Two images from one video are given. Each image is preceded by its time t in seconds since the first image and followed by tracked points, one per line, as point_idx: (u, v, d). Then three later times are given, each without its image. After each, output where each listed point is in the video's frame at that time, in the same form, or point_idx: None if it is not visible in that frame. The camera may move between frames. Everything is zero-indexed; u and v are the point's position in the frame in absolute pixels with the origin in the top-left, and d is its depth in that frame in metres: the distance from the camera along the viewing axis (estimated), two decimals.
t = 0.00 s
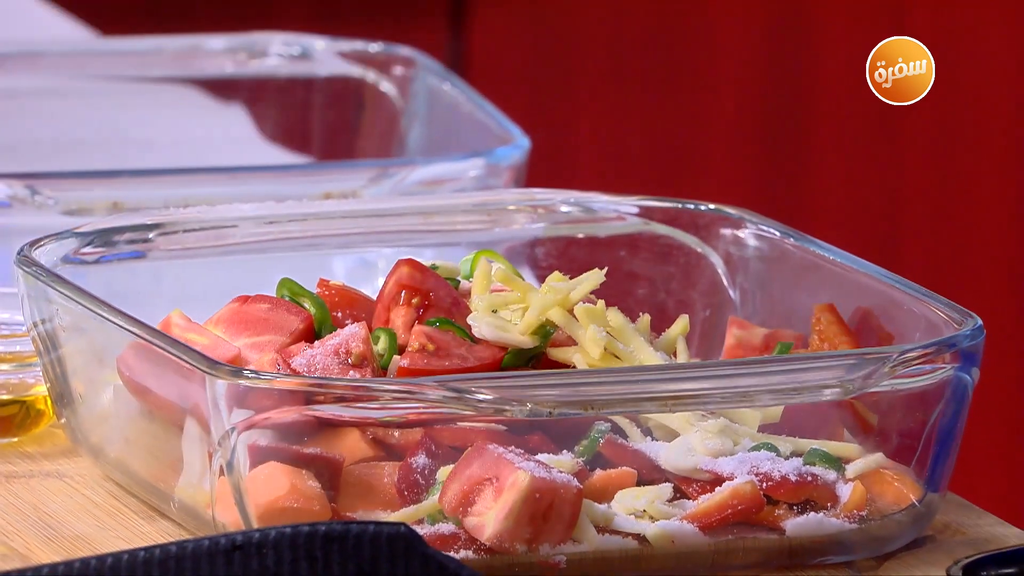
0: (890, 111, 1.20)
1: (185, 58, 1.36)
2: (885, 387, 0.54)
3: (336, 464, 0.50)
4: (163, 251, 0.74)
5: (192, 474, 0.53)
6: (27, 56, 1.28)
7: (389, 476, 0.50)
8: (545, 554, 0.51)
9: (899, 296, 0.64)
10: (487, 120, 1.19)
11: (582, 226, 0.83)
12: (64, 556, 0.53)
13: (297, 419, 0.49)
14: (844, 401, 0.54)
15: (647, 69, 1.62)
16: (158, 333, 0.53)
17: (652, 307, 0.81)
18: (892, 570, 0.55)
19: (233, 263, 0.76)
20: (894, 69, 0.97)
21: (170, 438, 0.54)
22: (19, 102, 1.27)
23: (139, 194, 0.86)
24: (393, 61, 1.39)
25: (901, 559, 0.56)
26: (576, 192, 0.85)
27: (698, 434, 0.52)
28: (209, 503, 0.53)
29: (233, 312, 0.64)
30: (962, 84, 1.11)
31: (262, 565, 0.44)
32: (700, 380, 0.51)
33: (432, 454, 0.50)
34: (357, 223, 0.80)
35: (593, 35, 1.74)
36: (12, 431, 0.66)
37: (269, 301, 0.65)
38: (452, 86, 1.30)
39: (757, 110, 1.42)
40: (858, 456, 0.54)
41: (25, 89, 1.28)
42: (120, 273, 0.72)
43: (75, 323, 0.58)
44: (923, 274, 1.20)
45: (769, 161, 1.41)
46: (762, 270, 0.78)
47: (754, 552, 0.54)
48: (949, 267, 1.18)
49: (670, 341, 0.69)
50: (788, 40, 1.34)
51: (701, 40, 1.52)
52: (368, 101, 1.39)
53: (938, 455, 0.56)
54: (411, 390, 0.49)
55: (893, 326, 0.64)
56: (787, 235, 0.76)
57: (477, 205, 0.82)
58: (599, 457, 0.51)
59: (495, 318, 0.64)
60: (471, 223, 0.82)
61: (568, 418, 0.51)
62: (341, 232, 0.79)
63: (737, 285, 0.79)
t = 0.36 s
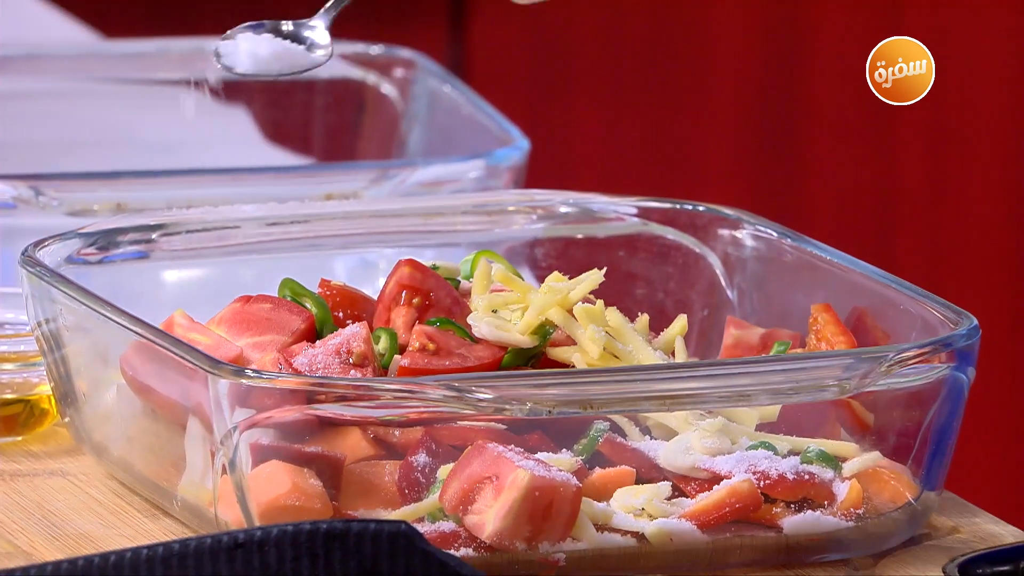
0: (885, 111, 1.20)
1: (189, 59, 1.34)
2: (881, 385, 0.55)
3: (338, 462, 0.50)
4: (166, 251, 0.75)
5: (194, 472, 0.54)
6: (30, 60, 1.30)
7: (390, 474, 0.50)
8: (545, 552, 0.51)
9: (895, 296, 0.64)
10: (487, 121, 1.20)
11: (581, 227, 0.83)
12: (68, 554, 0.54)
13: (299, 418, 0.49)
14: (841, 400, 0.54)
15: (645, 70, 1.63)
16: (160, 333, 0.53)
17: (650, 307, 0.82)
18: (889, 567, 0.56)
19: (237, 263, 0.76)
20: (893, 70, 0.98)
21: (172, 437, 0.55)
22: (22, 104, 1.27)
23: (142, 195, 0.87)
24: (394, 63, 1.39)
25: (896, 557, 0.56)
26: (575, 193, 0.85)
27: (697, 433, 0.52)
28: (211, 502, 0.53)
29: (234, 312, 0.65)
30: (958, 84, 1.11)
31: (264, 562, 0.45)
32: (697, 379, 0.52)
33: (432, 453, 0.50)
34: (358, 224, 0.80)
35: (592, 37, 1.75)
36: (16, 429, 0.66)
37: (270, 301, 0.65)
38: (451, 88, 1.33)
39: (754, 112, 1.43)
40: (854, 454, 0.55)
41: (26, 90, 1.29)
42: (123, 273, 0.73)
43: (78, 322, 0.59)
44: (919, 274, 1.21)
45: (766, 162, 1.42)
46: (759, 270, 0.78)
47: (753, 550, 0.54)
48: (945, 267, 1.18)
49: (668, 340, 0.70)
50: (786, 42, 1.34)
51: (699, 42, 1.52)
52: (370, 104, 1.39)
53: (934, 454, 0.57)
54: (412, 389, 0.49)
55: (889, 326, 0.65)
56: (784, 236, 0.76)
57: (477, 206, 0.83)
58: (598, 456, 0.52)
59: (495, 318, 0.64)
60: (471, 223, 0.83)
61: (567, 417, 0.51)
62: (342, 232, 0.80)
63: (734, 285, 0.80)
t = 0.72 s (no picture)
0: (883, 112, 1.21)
1: (191, 61, 1.42)
2: (877, 385, 0.55)
3: (339, 461, 0.50)
4: (169, 252, 0.75)
5: (196, 471, 0.54)
6: (36, 60, 1.31)
7: (390, 473, 0.51)
8: (544, 550, 0.52)
9: (892, 296, 0.65)
10: (488, 123, 1.21)
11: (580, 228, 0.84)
12: (72, 552, 0.54)
13: (301, 417, 0.50)
14: (838, 400, 0.55)
15: (643, 71, 1.63)
16: (163, 333, 0.54)
17: (649, 307, 0.82)
18: (885, 565, 0.56)
19: (238, 264, 0.77)
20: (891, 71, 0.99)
21: (175, 436, 0.55)
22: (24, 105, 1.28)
23: (145, 196, 0.88)
24: (395, 65, 1.40)
25: (893, 555, 0.57)
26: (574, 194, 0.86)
27: (694, 433, 0.53)
28: (214, 500, 0.54)
29: (236, 312, 0.65)
30: (954, 85, 1.12)
31: (266, 560, 0.45)
32: (696, 379, 0.52)
33: (433, 452, 0.51)
34: (359, 225, 0.81)
35: (590, 38, 1.75)
36: (21, 428, 0.67)
37: (272, 301, 0.66)
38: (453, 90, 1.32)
39: (753, 113, 1.43)
40: (851, 453, 0.55)
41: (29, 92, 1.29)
42: (127, 274, 0.74)
43: (82, 322, 0.59)
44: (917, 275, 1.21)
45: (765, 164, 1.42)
46: (757, 271, 0.79)
47: (751, 548, 0.55)
48: (942, 268, 1.19)
49: (667, 340, 0.70)
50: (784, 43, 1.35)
51: (698, 43, 1.53)
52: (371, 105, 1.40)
53: (930, 453, 0.57)
54: (413, 389, 0.50)
55: (885, 326, 0.65)
56: (782, 236, 0.77)
57: (478, 207, 0.83)
58: (597, 455, 0.52)
59: (495, 318, 0.65)
60: (471, 224, 0.83)
61: (567, 416, 0.52)
62: (343, 233, 0.80)
63: (732, 285, 0.80)
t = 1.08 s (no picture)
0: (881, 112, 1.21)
1: (195, 64, 1.39)
2: (874, 384, 0.56)
3: (341, 460, 0.51)
4: (172, 252, 0.76)
5: (199, 469, 0.55)
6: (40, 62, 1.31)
7: (392, 471, 0.51)
8: (544, 548, 0.52)
9: (888, 296, 0.65)
10: (489, 125, 1.21)
11: (580, 228, 0.84)
12: (76, 550, 0.55)
13: (303, 416, 0.50)
14: (835, 399, 0.55)
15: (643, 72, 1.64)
16: (167, 333, 0.54)
17: (648, 307, 0.82)
18: (882, 563, 0.57)
19: (241, 264, 0.77)
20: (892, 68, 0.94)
21: (179, 434, 0.56)
22: (28, 108, 1.29)
23: (149, 197, 0.88)
24: (396, 67, 1.40)
25: (889, 553, 0.57)
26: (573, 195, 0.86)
27: (693, 431, 0.54)
28: (216, 498, 0.54)
29: (238, 312, 0.66)
30: (949, 87, 1.12)
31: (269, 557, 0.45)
32: (694, 378, 0.53)
33: (433, 451, 0.51)
34: (361, 226, 0.81)
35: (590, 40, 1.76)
36: (26, 427, 0.67)
37: (274, 301, 0.66)
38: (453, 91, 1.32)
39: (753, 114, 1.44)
40: (848, 452, 0.56)
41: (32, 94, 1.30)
42: (131, 274, 0.74)
43: (86, 322, 0.60)
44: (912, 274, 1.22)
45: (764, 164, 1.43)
46: (755, 271, 0.79)
47: (749, 546, 0.55)
48: (938, 268, 1.19)
49: (665, 340, 0.71)
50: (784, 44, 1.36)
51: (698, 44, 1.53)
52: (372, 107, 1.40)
53: (926, 452, 0.58)
54: (414, 388, 0.50)
55: (881, 325, 0.66)
56: (779, 236, 0.77)
57: (478, 208, 0.84)
58: (597, 453, 0.53)
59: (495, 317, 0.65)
60: (472, 225, 0.84)
61: (567, 415, 0.52)
62: (345, 234, 0.81)
63: (730, 285, 0.81)
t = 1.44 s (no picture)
0: (879, 112, 1.22)
1: (197, 66, 1.40)
2: (871, 383, 0.56)
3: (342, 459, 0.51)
4: (176, 253, 0.77)
5: (202, 468, 0.55)
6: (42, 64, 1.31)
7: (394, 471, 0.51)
8: (543, 546, 0.53)
9: (885, 296, 0.66)
10: (491, 128, 1.22)
11: (579, 229, 0.84)
12: (80, 548, 0.55)
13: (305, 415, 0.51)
14: (832, 398, 0.56)
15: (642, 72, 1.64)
16: (170, 333, 0.55)
17: (647, 307, 0.83)
18: (879, 561, 0.57)
19: (243, 265, 0.78)
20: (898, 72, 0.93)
21: (182, 434, 0.56)
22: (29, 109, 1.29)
23: (152, 197, 0.89)
24: (398, 69, 1.43)
25: (886, 550, 0.58)
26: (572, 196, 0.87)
27: (691, 430, 0.54)
28: (219, 496, 0.55)
29: (242, 312, 0.66)
30: (947, 87, 1.12)
31: (272, 556, 0.46)
32: (693, 378, 0.53)
33: (434, 449, 0.52)
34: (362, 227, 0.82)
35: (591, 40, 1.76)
36: (30, 425, 0.68)
37: (277, 301, 0.67)
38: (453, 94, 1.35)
39: (751, 114, 1.44)
40: (845, 450, 0.56)
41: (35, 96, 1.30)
42: (134, 275, 0.75)
43: (90, 322, 0.60)
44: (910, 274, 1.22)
45: (763, 164, 1.43)
46: (753, 271, 0.80)
47: (746, 544, 0.56)
48: (935, 268, 1.19)
49: (663, 339, 0.71)
50: (783, 45, 1.36)
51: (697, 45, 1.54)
52: (373, 109, 1.41)
53: (922, 450, 0.58)
54: (415, 387, 0.51)
55: (878, 325, 0.66)
56: (777, 237, 0.77)
57: (479, 209, 0.84)
58: (596, 452, 0.53)
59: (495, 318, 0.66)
60: (472, 226, 0.84)
61: (567, 414, 0.53)
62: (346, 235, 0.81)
63: (728, 286, 0.82)
